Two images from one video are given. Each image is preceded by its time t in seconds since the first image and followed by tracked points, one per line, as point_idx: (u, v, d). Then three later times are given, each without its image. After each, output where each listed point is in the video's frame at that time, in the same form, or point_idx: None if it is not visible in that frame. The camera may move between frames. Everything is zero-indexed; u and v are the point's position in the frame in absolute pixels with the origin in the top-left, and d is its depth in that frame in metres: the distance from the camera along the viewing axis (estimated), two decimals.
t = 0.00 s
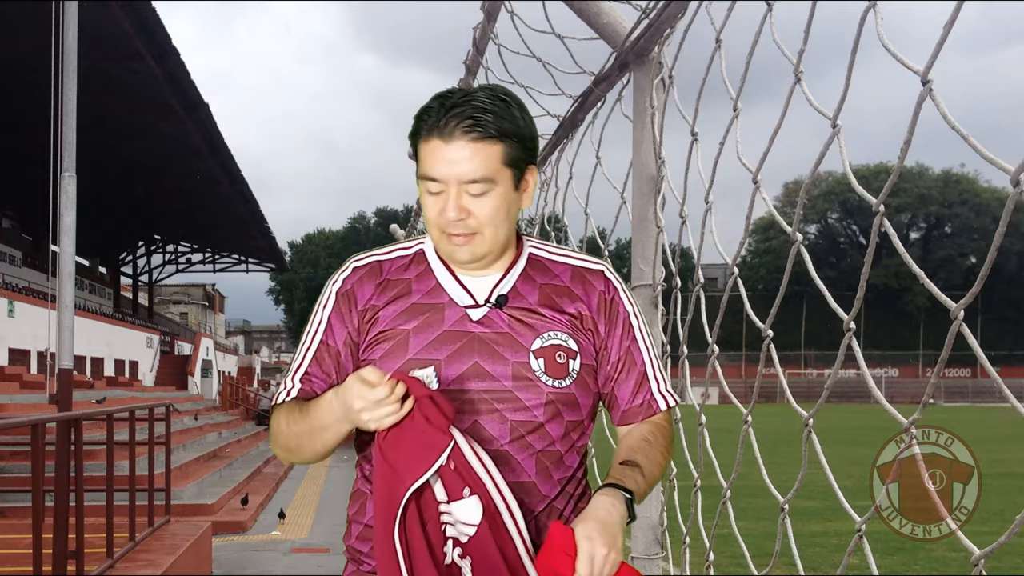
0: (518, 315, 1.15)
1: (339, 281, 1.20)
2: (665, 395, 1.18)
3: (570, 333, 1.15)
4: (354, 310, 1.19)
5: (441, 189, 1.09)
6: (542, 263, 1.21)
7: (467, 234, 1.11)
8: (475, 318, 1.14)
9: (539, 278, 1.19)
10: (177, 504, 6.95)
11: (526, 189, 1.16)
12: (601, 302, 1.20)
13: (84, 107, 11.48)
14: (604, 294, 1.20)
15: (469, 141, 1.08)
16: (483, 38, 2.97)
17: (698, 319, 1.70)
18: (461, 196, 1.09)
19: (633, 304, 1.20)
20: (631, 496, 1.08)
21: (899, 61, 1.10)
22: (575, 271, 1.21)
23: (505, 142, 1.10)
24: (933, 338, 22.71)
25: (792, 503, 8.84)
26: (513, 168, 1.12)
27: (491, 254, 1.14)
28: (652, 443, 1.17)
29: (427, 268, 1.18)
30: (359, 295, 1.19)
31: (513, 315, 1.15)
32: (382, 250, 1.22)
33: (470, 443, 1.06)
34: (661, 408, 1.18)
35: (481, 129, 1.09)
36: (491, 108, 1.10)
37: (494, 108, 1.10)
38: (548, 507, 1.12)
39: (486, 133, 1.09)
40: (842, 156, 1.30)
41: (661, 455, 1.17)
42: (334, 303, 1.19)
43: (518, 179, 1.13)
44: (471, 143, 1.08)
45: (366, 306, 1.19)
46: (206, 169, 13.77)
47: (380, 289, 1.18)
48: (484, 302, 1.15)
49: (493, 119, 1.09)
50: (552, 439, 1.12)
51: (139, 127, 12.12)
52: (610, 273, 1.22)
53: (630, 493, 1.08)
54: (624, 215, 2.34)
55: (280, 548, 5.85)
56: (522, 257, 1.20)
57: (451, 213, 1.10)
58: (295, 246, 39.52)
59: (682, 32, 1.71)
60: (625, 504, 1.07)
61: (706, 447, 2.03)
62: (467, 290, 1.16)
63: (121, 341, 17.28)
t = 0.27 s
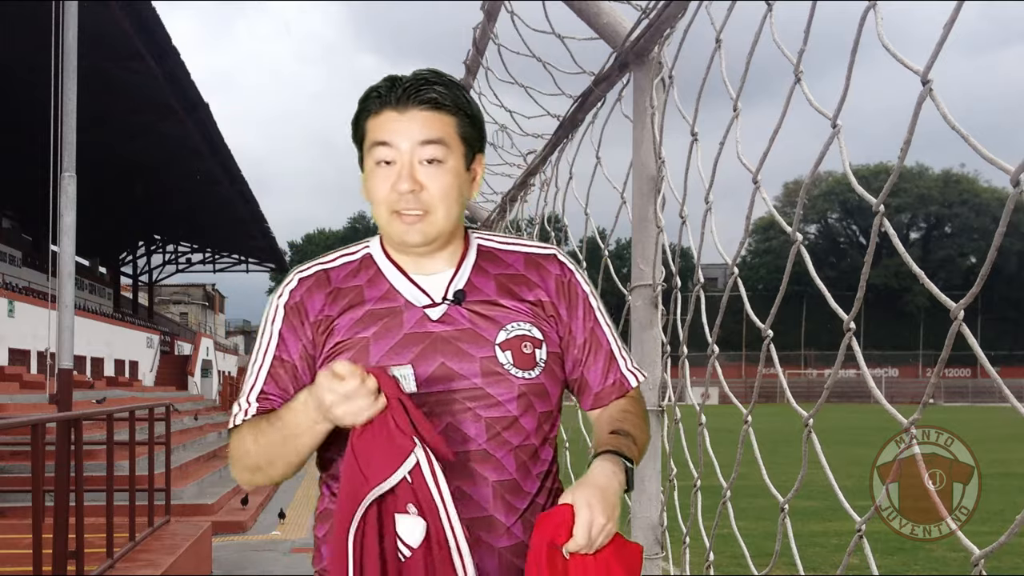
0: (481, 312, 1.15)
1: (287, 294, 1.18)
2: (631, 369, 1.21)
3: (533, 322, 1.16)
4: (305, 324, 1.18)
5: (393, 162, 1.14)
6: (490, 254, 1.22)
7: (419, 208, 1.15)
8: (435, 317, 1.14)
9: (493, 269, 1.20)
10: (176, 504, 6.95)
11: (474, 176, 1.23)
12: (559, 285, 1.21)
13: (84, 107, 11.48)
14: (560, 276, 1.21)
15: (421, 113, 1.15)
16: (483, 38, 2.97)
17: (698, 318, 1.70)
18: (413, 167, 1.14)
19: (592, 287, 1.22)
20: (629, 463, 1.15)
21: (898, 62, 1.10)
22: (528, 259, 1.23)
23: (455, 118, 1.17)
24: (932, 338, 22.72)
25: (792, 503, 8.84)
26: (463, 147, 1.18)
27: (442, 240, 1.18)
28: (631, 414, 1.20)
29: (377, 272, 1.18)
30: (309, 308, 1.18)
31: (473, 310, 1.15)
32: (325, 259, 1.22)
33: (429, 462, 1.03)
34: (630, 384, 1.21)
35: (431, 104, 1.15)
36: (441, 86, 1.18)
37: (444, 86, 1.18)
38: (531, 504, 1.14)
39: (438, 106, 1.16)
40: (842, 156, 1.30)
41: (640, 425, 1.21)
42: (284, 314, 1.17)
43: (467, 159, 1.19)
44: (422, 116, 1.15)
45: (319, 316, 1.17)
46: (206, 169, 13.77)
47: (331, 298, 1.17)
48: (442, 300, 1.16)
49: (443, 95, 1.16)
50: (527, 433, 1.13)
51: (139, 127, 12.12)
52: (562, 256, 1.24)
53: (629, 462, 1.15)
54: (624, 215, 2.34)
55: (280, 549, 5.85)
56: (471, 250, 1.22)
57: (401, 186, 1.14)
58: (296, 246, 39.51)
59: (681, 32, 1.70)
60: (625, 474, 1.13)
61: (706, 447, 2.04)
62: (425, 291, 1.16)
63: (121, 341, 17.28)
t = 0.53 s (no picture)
0: (441, 314, 1.16)
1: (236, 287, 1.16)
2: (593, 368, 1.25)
3: (495, 324, 1.18)
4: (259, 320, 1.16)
5: (356, 168, 1.09)
6: (450, 253, 1.22)
7: (379, 221, 1.10)
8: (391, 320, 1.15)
9: (451, 269, 1.20)
10: (176, 504, 6.95)
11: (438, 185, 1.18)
12: (519, 284, 1.23)
13: (84, 107, 11.48)
14: (518, 275, 1.23)
15: (389, 117, 1.10)
16: (483, 38, 2.97)
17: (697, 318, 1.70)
18: (377, 177, 1.09)
19: (550, 285, 1.25)
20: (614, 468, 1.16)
21: (898, 62, 1.10)
22: (486, 257, 1.24)
23: (424, 125, 1.13)
24: (932, 338, 22.80)
25: (792, 503, 8.85)
26: (430, 154, 1.14)
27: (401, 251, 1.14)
28: (598, 413, 1.23)
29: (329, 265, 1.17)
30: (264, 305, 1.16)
31: (432, 313, 1.16)
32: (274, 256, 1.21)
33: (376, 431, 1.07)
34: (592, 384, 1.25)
35: (400, 107, 1.11)
36: (411, 90, 1.13)
37: (413, 90, 1.13)
38: (497, 509, 1.16)
39: (407, 111, 1.11)
40: (841, 156, 1.31)
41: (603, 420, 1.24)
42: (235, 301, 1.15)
43: (433, 166, 1.15)
44: (390, 120, 1.10)
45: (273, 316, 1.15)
46: (205, 169, 13.78)
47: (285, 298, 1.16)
48: (398, 303, 1.16)
49: (412, 100, 1.12)
50: (488, 438, 1.15)
51: (139, 127, 12.13)
52: (522, 255, 1.27)
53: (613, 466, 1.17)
54: (624, 215, 2.34)
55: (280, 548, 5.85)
56: (428, 252, 1.20)
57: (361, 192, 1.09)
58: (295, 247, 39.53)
59: (681, 32, 1.70)
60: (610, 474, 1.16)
61: (706, 447, 2.04)
62: (381, 292, 1.16)
63: (121, 341, 17.28)
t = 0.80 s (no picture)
0: (441, 323, 1.16)
1: (233, 295, 1.16)
2: (589, 380, 1.28)
3: (495, 333, 1.18)
4: (256, 327, 1.15)
5: (357, 177, 1.13)
6: (451, 258, 1.23)
7: (384, 225, 1.15)
8: (391, 327, 1.14)
9: (452, 274, 1.21)
10: (176, 504, 6.95)
11: (438, 180, 1.22)
12: (520, 291, 1.24)
13: (84, 107, 11.48)
14: (520, 282, 1.24)
15: (383, 121, 1.13)
16: (483, 38, 2.97)
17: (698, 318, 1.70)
18: (378, 183, 1.13)
19: (551, 293, 1.26)
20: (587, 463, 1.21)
21: (898, 62, 1.10)
22: (487, 262, 1.24)
23: (418, 123, 1.16)
24: (932, 338, 22.80)
25: (792, 503, 8.84)
26: (427, 152, 1.18)
27: (407, 252, 1.18)
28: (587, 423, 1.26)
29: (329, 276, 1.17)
30: (259, 312, 1.16)
31: (432, 320, 1.16)
32: (273, 260, 1.20)
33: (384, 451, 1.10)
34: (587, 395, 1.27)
35: (392, 110, 1.13)
36: (402, 89, 1.15)
37: (402, 87, 1.15)
38: (495, 516, 1.16)
39: (400, 113, 1.14)
40: (842, 156, 1.30)
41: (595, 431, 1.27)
42: (233, 313, 1.15)
43: (432, 164, 1.18)
44: (385, 124, 1.13)
45: (268, 324, 1.15)
46: (205, 169, 13.78)
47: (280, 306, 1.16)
48: (399, 309, 1.16)
49: (403, 100, 1.15)
50: (485, 450, 1.15)
51: (139, 127, 12.13)
52: (524, 261, 1.27)
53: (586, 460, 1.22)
54: (624, 215, 2.34)
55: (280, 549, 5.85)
56: (429, 258, 1.21)
57: (364, 200, 1.14)
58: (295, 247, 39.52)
59: (681, 32, 1.70)
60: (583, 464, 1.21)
61: (706, 446, 2.04)
62: (380, 298, 1.15)
63: (121, 341, 17.28)
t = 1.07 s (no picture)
0: (471, 323, 1.15)
1: (274, 291, 1.18)
2: (625, 400, 1.19)
3: (526, 337, 1.16)
4: (292, 324, 1.17)
5: (409, 174, 1.12)
6: (488, 263, 1.22)
7: (430, 223, 1.13)
8: (423, 325, 1.14)
9: (491, 278, 1.20)
10: (177, 504, 6.95)
11: (486, 189, 1.21)
12: (555, 298, 1.21)
13: (84, 107, 11.48)
14: (556, 290, 1.21)
15: (442, 121, 1.12)
16: (483, 38, 2.97)
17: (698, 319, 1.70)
18: (430, 182, 1.12)
19: (588, 301, 1.22)
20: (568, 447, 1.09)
21: (898, 62, 1.10)
22: (528, 270, 1.23)
23: (476, 128, 1.15)
24: (932, 338, 22.83)
25: (792, 503, 8.85)
26: (480, 156, 1.17)
27: (450, 252, 1.17)
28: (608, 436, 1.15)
29: (367, 276, 1.18)
30: (296, 307, 1.18)
31: (463, 320, 1.15)
32: (318, 258, 1.22)
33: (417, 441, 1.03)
34: (618, 416, 1.18)
35: (451, 111, 1.13)
36: (463, 93, 1.15)
37: (464, 91, 1.15)
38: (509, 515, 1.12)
39: (460, 115, 1.14)
40: (842, 156, 1.30)
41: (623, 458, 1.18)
42: (271, 311, 1.17)
43: (483, 169, 1.18)
44: (443, 124, 1.12)
45: (303, 319, 1.17)
46: (206, 168, 13.77)
47: (314, 303, 1.17)
48: (432, 308, 1.16)
49: (464, 103, 1.14)
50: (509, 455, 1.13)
51: (139, 127, 12.12)
52: (564, 270, 1.24)
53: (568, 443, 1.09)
54: (624, 215, 2.34)
55: (280, 548, 5.85)
56: (469, 260, 1.21)
57: (414, 196, 1.12)
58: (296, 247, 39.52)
59: (681, 32, 1.71)
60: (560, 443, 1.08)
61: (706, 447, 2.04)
62: (413, 297, 1.16)
63: (121, 341, 17.28)
